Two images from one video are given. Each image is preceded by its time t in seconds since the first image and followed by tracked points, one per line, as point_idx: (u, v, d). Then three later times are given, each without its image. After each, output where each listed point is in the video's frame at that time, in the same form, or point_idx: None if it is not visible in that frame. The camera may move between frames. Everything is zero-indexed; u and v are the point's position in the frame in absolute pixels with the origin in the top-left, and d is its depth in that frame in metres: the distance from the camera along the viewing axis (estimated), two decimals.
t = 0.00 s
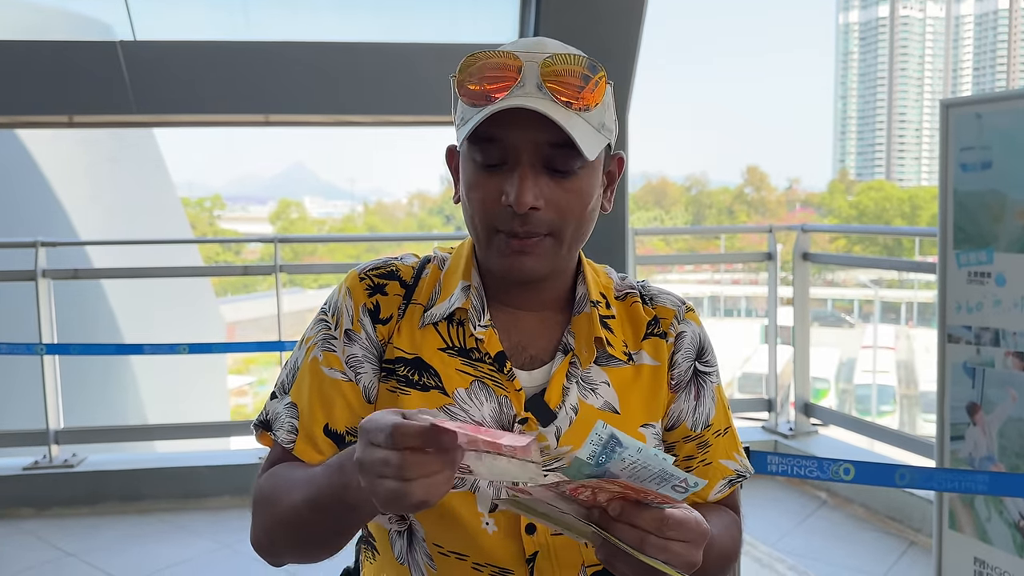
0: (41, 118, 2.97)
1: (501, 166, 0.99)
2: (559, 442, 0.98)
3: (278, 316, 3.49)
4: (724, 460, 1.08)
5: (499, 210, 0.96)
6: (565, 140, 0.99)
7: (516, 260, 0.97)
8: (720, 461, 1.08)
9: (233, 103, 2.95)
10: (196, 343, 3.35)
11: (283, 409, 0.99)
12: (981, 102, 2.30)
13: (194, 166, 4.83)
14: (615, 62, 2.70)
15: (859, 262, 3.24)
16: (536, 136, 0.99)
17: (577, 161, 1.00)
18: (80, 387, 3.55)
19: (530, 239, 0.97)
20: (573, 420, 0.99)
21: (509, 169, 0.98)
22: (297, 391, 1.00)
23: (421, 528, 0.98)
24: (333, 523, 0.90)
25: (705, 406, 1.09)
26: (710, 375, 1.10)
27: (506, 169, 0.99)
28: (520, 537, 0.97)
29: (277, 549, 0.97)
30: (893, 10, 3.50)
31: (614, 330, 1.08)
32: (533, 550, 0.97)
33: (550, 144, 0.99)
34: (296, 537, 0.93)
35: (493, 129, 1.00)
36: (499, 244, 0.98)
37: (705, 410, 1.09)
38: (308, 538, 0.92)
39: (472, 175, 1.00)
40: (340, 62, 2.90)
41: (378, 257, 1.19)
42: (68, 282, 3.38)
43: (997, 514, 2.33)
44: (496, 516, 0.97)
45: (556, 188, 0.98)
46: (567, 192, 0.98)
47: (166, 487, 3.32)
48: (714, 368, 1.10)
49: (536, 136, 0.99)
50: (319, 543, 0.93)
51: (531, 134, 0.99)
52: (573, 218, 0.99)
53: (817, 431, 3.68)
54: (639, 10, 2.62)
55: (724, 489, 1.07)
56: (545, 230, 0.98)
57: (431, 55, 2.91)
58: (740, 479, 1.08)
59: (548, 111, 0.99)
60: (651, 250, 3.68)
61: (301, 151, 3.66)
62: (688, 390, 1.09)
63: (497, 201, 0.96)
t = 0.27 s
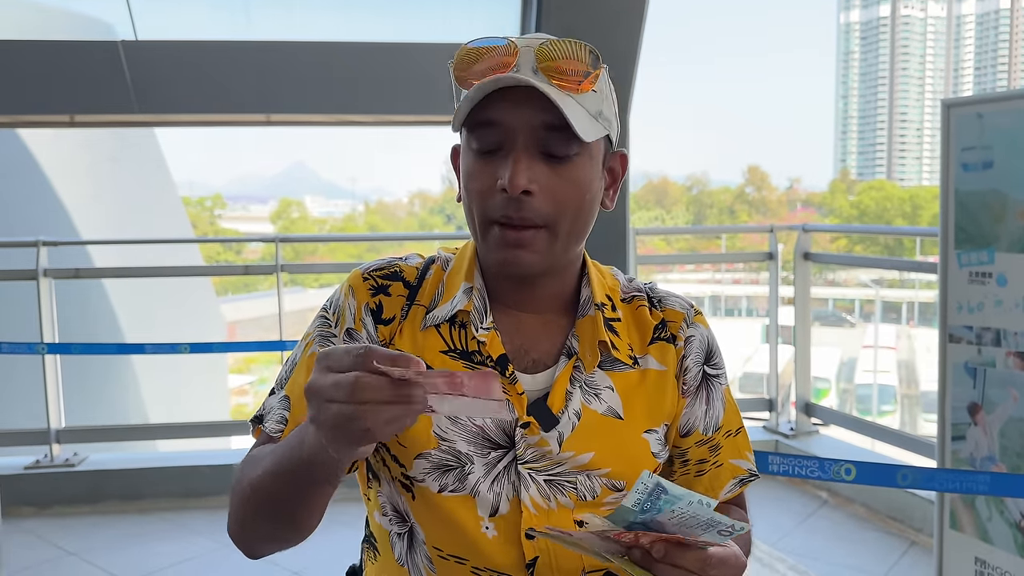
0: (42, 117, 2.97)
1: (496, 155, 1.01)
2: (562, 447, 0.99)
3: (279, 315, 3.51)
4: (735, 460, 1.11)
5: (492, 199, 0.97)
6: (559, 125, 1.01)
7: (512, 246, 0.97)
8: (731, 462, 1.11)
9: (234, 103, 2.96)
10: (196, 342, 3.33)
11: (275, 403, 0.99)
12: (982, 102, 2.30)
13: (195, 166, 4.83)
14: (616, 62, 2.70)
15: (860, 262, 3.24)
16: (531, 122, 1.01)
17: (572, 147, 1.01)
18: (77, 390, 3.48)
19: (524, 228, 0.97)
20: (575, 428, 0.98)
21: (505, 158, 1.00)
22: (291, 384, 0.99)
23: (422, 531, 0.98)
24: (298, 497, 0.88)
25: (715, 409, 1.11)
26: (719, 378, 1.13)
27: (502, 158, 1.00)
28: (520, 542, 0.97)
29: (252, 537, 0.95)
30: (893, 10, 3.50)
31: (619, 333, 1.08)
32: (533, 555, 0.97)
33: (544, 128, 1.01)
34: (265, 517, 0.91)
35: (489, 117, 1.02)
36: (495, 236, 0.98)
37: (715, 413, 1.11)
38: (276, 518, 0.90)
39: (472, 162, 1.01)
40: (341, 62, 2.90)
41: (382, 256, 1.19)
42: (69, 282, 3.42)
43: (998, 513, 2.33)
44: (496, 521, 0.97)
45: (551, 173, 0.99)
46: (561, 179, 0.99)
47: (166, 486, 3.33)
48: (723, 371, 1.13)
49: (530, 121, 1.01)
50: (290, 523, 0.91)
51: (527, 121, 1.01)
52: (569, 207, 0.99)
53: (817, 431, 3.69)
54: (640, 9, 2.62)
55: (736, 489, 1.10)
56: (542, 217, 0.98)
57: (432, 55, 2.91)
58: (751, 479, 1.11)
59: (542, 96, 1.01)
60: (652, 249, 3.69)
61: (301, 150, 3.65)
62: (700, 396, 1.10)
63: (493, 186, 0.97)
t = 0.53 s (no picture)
0: (44, 117, 2.98)
1: (518, 140, 1.02)
2: (570, 465, 0.99)
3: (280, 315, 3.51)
4: (748, 467, 1.14)
5: (516, 182, 0.98)
6: (584, 117, 1.04)
7: (535, 230, 0.98)
8: (744, 469, 1.14)
9: (235, 103, 2.96)
10: (197, 341, 3.32)
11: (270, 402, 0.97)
12: (985, 103, 2.29)
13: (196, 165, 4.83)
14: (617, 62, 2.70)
15: (861, 262, 3.25)
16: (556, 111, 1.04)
17: (593, 139, 1.04)
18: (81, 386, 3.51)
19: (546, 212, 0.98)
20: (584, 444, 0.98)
21: (528, 144, 1.02)
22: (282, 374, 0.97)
23: (428, 542, 0.99)
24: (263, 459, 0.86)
25: (728, 418, 1.14)
26: (731, 386, 1.14)
27: (525, 143, 1.02)
28: (527, 556, 0.98)
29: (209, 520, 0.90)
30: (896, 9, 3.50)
31: (629, 345, 1.09)
32: (539, 571, 0.97)
33: (568, 117, 1.04)
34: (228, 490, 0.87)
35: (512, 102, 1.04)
36: (514, 221, 0.98)
37: (728, 422, 1.13)
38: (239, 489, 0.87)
39: (491, 153, 1.02)
40: (342, 62, 2.90)
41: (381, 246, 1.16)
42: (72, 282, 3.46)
43: (999, 514, 2.33)
44: (501, 536, 0.98)
45: (573, 159, 1.01)
46: (584, 167, 1.01)
47: (167, 486, 3.34)
48: (735, 379, 1.15)
49: (556, 110, 1.04)
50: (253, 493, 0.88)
51: (552, 108, 1.04)
52: (590, 195, 1.01)
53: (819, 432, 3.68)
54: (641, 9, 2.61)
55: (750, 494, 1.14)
56: (565, 201, 0.99)
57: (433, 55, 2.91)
58: (763, 484, 1.15)
59: (566, 85, 1.05)
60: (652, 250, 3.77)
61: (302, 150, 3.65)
62: (712, 407, 1.12)
63: (515, 171, 0.98)
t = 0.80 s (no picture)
0: (44, 117, 2.98)
1: (531, 151, 1.02)
2: (581, 485, 0.98)
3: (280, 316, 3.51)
4: (760, 477, 1.15)
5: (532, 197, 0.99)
6: (597, 125, 1.04)
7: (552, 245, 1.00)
8: (756, 480, 1.15)
9: (235, 103, 2.96)
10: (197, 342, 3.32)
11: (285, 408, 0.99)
12: (986, 103, 2.29)
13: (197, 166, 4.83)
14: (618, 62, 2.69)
15: (862, 263, 3.24)
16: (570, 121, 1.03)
17: (608, 148, 1.04)
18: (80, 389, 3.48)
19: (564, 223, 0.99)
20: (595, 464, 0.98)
21: (541, 156, 1.01)
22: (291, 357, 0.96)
23: (436, 556, 0.98)
24: (252, 406, 0.87)
25: (741, 430, 1.13)
26: (745, 397, 1.14)
27: (539, 156, 1.01)
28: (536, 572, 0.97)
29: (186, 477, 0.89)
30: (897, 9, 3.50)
31: (641, 360, 1.09)
32: None
33: (583, 125, 1.03)
34: (211, 442, 0.87)
35: (523, 112, 1.03)
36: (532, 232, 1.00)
37: (741, 434, 1.13)
38: (223, 440, 0.87)
39: (505, 163, 1.02)
40: (343, 62, 2.90)
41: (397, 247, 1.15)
42: (72, 282, 3.45)
43: (1000, 515, 2.33)
44: (511, 552, 0.97)
45: (589, 170, 1.01)
46: (600, 178, 1.01)
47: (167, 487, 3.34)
48: (749, 390, 1.15)
49: (570, 119, 1.03)
50: (238, 446, 0.88)
51: (566, 117, 1.03)
52: (608, 205, 1.02)
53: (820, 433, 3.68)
54: (642, 9, 2.61)
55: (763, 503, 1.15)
56: (581, 212, 1.00)
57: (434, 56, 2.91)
58: (776, 494, 1.15)
59: (579, 93, 1.04)
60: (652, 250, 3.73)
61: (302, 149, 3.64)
62: (725, 420, 1.12)
63: (530, 184, 0.99)
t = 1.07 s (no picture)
0: (42, 117, 2.98)
1: (548, 152, 1.02)
2: (595, 488, 0.97)
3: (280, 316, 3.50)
4: (772, 484, 1.15)
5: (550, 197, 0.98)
6: (616, 126, 1.03)
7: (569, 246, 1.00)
8: (768, 487, 1.14)
9: (235, 102, 2.95)
10: (197, 342, 3.31)
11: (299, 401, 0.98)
12: (988, 103, 2.28)
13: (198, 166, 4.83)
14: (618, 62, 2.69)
15: (862, 263, 3.23)
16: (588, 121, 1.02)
17: (627, 147, 1.03)
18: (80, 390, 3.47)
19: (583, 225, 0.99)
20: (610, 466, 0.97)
21: (559, 156, 1.01)
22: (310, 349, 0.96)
23: (445, 559, 0.97)
24: (266, 387, 0.86)
25: (754, 436, 1.12)
26: (759, 403, 1.13)
27: (557, 156, 1.01)
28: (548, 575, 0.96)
29: (199, 457, 0.88)
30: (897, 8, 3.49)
31: (659, 363, 1.08)
32: None
33: (600, 126, 1.02)
34: (223, 423, 0.86)
35: (541, 112, 1.02)
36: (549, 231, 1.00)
37: (755, 440, 1.12)
38: (236, 420, 0.86)
39: (521, 163, 1.02)
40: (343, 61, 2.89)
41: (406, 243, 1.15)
42: (71, 282, 3.44)
43: (1001, 516, 2.32)
44: (523, 555, 0.96)
45: (606, 172, 1.00)
46: (619, 179, 1.01)
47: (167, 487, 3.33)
48: (763, 395, 1.14)
49: (587, 120, 1.02)
50: (249, 430, 0.86)
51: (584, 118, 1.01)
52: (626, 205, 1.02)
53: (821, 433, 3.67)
54: (642, 8, 2.61)
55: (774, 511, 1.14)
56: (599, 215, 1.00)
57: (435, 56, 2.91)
58: (787, 502, 1.15)
59: (598, 93, 1.02)
60: (653, 250, 3.72)
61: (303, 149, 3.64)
62: (740, 424, 1.11)
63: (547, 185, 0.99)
